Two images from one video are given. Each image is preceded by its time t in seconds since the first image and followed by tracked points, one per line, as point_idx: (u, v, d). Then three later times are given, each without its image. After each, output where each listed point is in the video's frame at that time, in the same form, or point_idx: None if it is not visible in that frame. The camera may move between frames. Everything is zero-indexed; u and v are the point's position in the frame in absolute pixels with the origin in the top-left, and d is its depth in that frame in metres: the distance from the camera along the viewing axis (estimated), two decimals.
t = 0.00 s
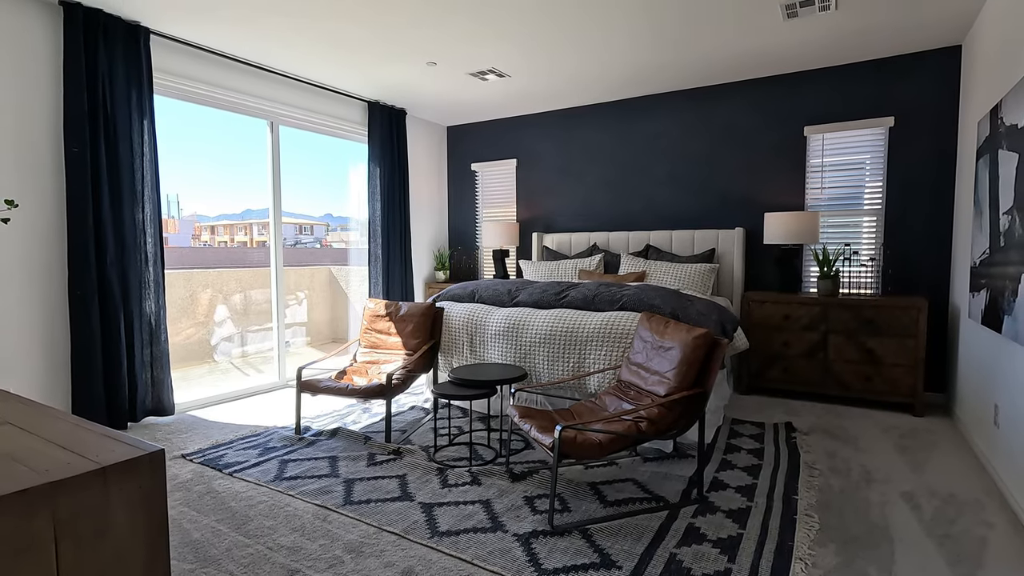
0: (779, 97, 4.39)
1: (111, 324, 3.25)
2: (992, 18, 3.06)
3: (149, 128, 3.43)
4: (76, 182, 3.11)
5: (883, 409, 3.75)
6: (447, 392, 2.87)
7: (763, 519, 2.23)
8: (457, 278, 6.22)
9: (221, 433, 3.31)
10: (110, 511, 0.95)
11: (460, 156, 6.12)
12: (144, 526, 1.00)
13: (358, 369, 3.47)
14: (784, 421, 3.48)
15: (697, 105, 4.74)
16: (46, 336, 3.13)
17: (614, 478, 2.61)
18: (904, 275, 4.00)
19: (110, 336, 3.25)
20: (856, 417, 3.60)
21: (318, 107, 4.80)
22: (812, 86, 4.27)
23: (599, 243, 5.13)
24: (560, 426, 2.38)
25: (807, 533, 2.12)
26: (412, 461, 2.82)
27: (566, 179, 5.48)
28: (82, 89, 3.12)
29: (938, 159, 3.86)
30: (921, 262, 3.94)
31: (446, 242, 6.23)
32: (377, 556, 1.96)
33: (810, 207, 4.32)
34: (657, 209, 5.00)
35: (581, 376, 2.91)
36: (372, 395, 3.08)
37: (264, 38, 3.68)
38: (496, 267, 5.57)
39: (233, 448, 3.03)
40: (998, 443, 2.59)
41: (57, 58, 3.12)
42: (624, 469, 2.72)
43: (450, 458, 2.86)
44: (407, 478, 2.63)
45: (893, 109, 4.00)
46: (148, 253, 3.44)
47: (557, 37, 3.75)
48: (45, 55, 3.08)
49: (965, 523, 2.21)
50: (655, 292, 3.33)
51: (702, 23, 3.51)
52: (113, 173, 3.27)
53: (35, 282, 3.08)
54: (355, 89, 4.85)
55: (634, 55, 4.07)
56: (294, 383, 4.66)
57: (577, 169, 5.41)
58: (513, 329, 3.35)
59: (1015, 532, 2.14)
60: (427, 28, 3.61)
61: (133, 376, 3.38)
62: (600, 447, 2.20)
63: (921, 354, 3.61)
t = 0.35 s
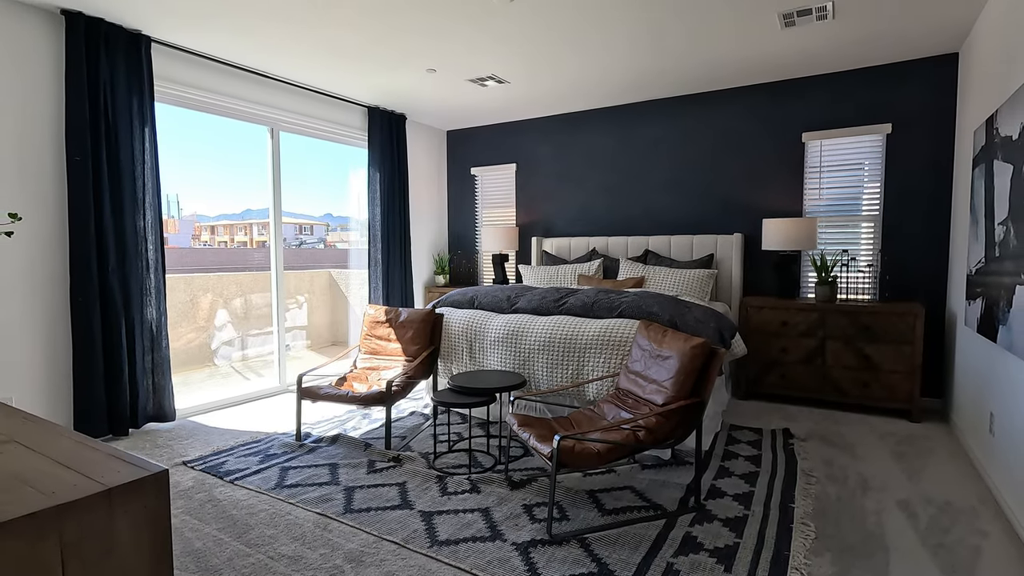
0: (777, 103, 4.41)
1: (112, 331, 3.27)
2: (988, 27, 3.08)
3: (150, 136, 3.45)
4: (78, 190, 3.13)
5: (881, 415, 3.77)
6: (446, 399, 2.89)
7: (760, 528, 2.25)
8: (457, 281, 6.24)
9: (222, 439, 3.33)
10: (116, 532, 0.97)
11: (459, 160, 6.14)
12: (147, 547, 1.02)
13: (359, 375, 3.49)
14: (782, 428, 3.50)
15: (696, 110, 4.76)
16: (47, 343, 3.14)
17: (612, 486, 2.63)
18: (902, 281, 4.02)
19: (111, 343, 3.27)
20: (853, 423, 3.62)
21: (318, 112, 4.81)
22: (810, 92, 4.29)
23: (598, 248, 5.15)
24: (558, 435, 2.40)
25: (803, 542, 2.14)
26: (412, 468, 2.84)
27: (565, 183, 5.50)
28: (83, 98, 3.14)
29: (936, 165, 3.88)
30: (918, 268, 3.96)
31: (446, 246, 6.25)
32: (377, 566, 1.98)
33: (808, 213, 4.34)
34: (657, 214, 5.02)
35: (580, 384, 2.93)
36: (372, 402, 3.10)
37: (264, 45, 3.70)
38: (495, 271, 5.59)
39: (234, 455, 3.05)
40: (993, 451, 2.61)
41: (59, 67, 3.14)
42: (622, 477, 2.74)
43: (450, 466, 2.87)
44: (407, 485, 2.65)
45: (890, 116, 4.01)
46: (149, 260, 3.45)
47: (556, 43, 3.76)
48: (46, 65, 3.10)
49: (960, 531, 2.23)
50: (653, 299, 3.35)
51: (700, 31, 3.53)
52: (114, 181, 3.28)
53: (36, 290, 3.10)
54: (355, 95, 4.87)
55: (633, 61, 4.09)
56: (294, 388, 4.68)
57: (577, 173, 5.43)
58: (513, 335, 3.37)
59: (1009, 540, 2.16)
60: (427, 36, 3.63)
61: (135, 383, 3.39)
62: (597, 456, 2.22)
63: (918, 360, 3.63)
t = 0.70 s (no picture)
0: (776, 111, 4.43)
1: (115, 340, 3.29)
2: (985, 39, 3.10)
3: (153, 147, 3.47)
4: (81, 201, 3.15)
5: (878, 423, 3.80)
6: (447, 409, 2.90)
7: (757, 539, 2.28)
8: (457, 287, 6.26)
9: (224, 448, 3.35)
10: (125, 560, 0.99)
11: (460, 166, 6.16)
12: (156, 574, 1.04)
13: (360, 384, 3.51)
14: (780, 436, 3.52)
15: (695, 118, 4.78)
16: (50, 353, 3.16)
17: (611, 496, 2.65)
18: (900, 289, 4.04)
19: (114, 352, 3.30)
20: (851, 431, 3.64)
21: (319, 120, 4.84)
22: (809, 100, 4.31)
23: (598, 254, 5.17)
24: (557, 447, 2.42)
25: (800, 554, 2.16)
26: (413, 478, 2.86)
27: (565, 190, 5.52)
28: (87, 110, 3.17)
29: (933, 175, 3.90)
30: (916, 276, 3.98)
31: (446, 251, 6.27)
32: None
33: (807, 220, 4.36)
34: (656, 221, 5.04)
35: (579, 394, 2.96)
36: (373, 411, 3.11)
37: (266, 55, 3.72)
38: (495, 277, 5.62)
39: (236, 464, 3.07)
40: (989, 461, 2.64)
41: (63, 80, 3.16)
42: (621, 487, 2.77)
43: (450, 475, 2.90)
44: (408, 496, 2.67)
45: (889, 125, 4.04)
46: (151, 269, 3.48)
47: (556, 53, 3.79)
48: (50, 77, 3.12)
49: (955, 543, 2.25)
50: (652, 309, 3.37)
51: (699, 42, 3.56)
52: (117, 192, 3.31)
53: (39, 300, 3.12)
54: (356, 103, 4.89)
55: (632, 70, 4.11)
56: (295, 395, 4.70)
57: (577, 180, 5.45)
58: (513, 345, 3.40)
59: (1004, 553, 2.18)
60: (428, 46, 3.66)
61: (138, 391, 3.42)
62: (596, 468, 2.24)
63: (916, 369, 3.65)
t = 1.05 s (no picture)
0: (774, 121, 4.46)
1: (118, 351, 3.32)
2: (980, 54, 3.12)
3: (156, 159, 3.51)
4: (85, 214, 3.18)
5: (876, 432, 3.82)
6: (446, 421, 2.93)
7: (753, 553, 2.30)
8: (458, 293, 6.29)
9: (226, 458, 3.38)
10: None
11: (460, 173, 6.19)
12: None
13: (360, 394, 3.53)
14: (778, 446, 3.54)
15: (694, 127, 4.81)
16: (54, 364, 3.20)
17: (609, 509, 2.68)
18: (898, 299, 4.07)
19: (117, 363, 3.33)
20: (849, 440, 3.66)
21: (321, 129, 4.87)
22: (807, 111, 4.33)
23: (597, 262, 5.20)
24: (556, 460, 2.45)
25: (795, 568, 2.19)
26: (414, 490, 2.89)
27: (565, 197, 5.55)
28: (90, 124, 3.20)
29: (930, 185, 3.93)
30: (914, 286, 4.01)
31: (446, 258, 6.30)
32: None
33: (805, 230, 4.39)
34: (655, 229, 5.07)
35: (578, 406, 2.98)
36: (374, 422, 3.13)
37: (268, 67, 3.76)
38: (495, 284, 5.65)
39: (238, 474, 3.10)
40: (984, 474, 2.66)
41: (66, 94, 3.20)
42: (620, 499, 2.79)
43: (450, 487, 2.92)
44: (408, 508, 2.70)
45: (886, 136, 4.06)
46: (154, 280, 3.51)
47: (555, 65, 3.82)
48: (54, 91, 3.15)
49: (949, 556, 2.28)
50: (651, 320, 3.40)
51: (697, 54, 3.59)
52: (120, 204, 3.34)
53: (43, 312, 3.15)
54: (356, 112, 4.92)
55: (631, 81, 4.14)
56: (296, 402, 4.74)
57: (576, 188, 5.48)
58: (512, 355, 3.42)
59: (997, 567, 2.21)
60: (428, 58, 3.69)
61: (141, 401, 3.45)
62: (595, 483, 2.27)
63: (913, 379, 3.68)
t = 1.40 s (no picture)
0: (772, 131, 4.50)
1: (121, 360, 3.35)
2: (974, 67, 3.17)
3: (160, 169, 3.55)
4: (89, 224, 3.22)
5: (872, 440, 3.85)
6: (446, 430, 2.96)
7: (749, 563, 2.33)
8: (458, 299, 6.33)
9: (228, 466, 3.41)
10: None
11: (460, 179, 6.23)
12: None
13: (361, 402, 3.56)
14: (775, 454, 3.57)
15: (692, 136, 4.84)
16: (59, 373, 3.23)
17: (607, 518, 2.71)
18: (894, 308, 4.10)
19: (121, 372, 3.36)
20: (845, 449, 3.69)
21: (322, 138, 4.91)
22: (804, 120, 4.37)
23: (597, 269, 5.23)
24: (555, 471, 2.48)
25: None
26: (414, 499, 2.92)
27: (564, 204, 5.59)
28: (95, 135, 3.24)
29: (925, 196, 3.97)
30: (910, 295, 4.04)
31: (447, 264, 6.34)
32: None
33: (803, 238, 4.42)
34: (654, 236, 5.10)
35: (577, 416, 3.01)
36: (374, 431, 3.16)
37: (271, 79, 3.80)
38: (495, 291, 5.68)
39: (240, 483, 3.13)
40: (977, 484, 2.69)
41: (71, 106, 3.24)
42: (618, 508, 2.82)
43: (450, 496, 2.95)
44: (408, 517, 2.73)
45: (883, 146, 4.10)
46: (157, 289, 3.54)
47: (554, 76, 3.86)
48: (60, 104, 3.19)
49: (943, 567, 2.31)
50: (649, 330, 3.43)
51: (695, 66, 3.63)
52: (124, 215, 3.38)
53: (48, 321, 3.19)
54: (357, 120, 4.97)
55: (630, 91, 4.18)
56: (297, 409, 4.77)
57: (576, 195, 5.51)
58: (512, 365, 3.45)
59: None
60: (429, 70, 3.73)
61: (144, 410, 3.48)
62: (593, 494, 2.30)
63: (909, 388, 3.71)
